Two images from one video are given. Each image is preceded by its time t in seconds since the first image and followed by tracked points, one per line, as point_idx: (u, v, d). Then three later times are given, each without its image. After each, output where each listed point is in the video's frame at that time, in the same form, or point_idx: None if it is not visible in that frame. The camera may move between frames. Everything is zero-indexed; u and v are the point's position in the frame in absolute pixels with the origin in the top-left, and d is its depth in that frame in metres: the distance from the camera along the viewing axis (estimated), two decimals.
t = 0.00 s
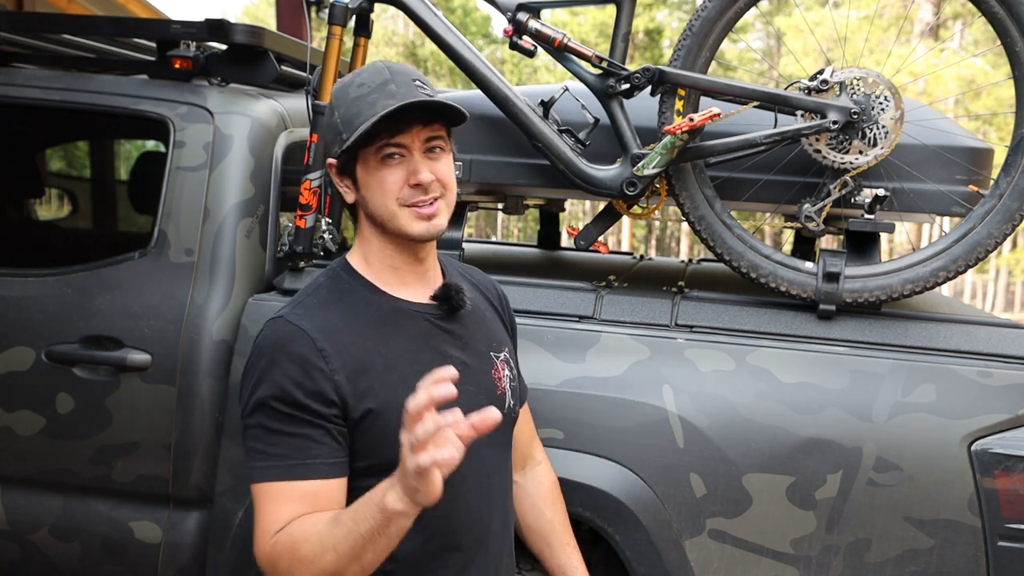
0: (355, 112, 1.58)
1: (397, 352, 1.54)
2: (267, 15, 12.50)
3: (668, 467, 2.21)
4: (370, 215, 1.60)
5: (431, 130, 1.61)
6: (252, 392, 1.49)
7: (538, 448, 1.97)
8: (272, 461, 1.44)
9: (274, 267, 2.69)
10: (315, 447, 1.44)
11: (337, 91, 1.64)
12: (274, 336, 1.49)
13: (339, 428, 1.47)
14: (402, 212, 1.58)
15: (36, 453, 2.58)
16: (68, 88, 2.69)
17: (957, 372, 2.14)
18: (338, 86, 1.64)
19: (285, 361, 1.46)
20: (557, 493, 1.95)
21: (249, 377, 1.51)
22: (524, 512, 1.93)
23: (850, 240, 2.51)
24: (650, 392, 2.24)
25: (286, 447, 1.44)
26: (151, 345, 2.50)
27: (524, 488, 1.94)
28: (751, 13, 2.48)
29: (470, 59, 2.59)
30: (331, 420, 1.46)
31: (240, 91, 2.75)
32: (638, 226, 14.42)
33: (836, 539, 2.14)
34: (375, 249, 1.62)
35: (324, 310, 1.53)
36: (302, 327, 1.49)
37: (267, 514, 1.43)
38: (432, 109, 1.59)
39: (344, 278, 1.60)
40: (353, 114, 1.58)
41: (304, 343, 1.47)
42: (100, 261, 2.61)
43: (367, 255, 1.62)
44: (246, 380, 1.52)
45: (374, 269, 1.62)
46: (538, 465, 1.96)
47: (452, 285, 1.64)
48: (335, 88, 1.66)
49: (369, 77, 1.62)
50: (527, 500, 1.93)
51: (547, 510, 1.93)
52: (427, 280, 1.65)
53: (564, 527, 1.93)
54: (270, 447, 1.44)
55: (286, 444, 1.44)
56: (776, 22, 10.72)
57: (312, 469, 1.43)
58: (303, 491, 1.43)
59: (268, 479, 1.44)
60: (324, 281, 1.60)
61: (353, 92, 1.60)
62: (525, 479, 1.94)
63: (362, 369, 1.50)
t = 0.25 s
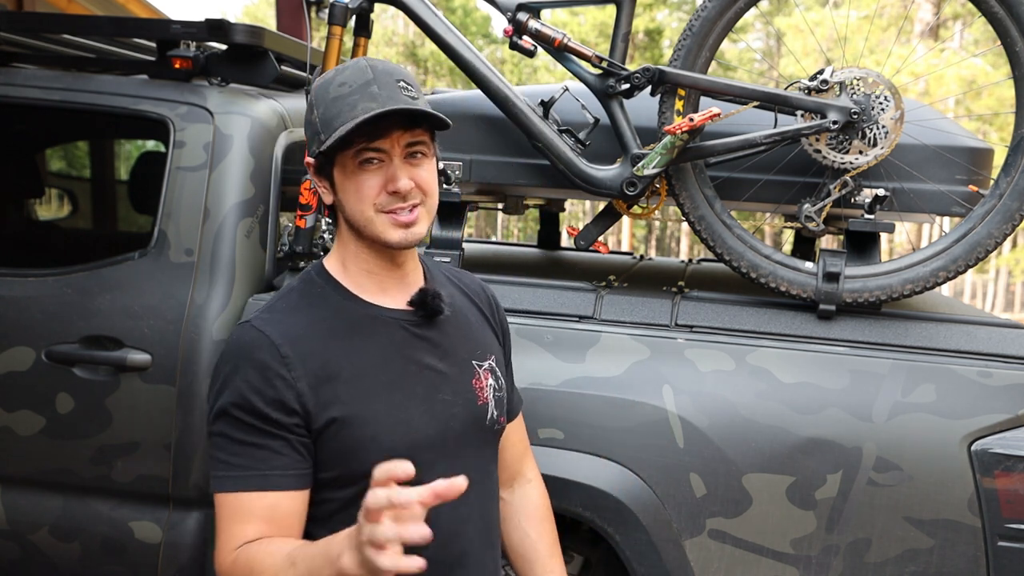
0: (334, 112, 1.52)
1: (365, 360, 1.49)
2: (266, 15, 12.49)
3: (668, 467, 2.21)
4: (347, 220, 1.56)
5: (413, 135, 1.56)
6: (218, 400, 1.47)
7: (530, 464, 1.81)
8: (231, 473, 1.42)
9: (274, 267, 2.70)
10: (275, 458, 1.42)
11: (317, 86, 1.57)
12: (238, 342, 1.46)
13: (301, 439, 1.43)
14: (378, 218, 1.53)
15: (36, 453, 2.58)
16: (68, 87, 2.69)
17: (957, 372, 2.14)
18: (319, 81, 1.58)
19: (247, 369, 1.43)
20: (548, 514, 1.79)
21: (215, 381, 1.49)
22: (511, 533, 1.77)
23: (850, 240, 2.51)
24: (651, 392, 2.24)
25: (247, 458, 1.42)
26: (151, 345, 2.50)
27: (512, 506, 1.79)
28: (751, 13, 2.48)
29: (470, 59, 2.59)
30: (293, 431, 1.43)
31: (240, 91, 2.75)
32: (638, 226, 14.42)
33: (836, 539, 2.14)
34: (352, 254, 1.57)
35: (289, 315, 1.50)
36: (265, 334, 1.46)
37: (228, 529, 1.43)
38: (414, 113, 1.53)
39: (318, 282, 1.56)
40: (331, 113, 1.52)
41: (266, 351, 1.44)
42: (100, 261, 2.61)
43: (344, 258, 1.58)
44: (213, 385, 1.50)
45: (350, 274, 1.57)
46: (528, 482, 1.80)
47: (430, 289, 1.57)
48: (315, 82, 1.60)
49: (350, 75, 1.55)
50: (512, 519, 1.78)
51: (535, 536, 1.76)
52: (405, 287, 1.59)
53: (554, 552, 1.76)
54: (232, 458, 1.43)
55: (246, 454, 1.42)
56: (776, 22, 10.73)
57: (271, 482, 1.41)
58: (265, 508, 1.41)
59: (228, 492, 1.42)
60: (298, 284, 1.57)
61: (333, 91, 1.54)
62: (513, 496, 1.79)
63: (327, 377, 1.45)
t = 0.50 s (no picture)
0: (345, 105, 1.51)
1: (337, 367, 1.48)
2: (267, 15, 12.48)
3: (668, 467, 2.21)
4: (346, 216, 1.55)
5: (423, 136, 1.56)
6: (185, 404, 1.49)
7: (528, 474, 1.79)
8: (195, 479, 1.44)
9: (274, 267, 2.69)
10: (236, 467, 1.43)
11: (319, 75, 1.55)
12: (207, 346, 1.46)
13: (264, 448, 1.44)
14: (383, 219, 1.52)
15: (36, 453, 2.58)
16: (68, 87, 2.69)
17: (957, 372, 2.14)
18: (320, 71, 1.56)
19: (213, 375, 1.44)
20: (545, 522, 1.76)
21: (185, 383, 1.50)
22: (506, 541, 1.75)
23: (851, 240, 2.51)
24: (650, 392, 2.24)
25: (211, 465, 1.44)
26: (151, 345, 2.51)
27: (509, 514, 1.76)
28: (751, 13, 2.48)
29: (470, 59, 2.59)
30: (255, 440, 1.43)
31: (240, 91, 2.75)
32: (638, 226, 14.42)
33: (836, 539, 2.14)
34: (345, 252, 1.56)
35: (260, 318, 1.49)
36: (234, 338, 1.45)
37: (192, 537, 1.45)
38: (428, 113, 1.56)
39: (295, 284, 1.55)
40: (342, 106, 1.51)
41: (234, 357, 1.44)
42: (100, 261, 2.61)
43: (331, 258, 1.57)
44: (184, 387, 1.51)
45: (336, 275, 1.56)
46: (525, 491, 1.78)
47: (409, 295, 1.55)
48: (313, 72, 1.58)
49: (361, 68, 1.55)
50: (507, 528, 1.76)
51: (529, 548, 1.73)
52: (393, 289, 1.59)
53: (548, 562, 1.72)
54: (196, 464, 1.44)
55: (209, 461, 1.44)
56: (776, 22, 10.73)
57: (233, 491, 1.43)
58: (225, 518, 1.43)
59: (192, 499, 1.44)
60: (275, 285, 1.57)
61: (343, 81, 1.53)
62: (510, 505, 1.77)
63: (294, 384, 1.45)
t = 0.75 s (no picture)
0: (392, 102, 1.51)
1: (331, 374, 1.47)
2: (267, 15, 12.49)
3: (668, 467, 2.21)
4: (365, 214, 1.54)
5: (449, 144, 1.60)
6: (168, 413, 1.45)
7: (514, 468, 1.79)
8: (184, 491, 1.41)
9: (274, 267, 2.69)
10: (229, 478, 1.41)
11: (354, 66, 1.52)
12: (195, 353, 1.43)
13: (258, 458, 1.42)
14: (410, 221, 1.53)
15: (36, 453, 2.58)
16: (68, 87, 2.69)
17: (957, 372, 2.14)
18: (355, 62, 1.53)
19: (204, 384, 1.40)
20: (536, 515, 1.76)
21: (168, 390, 1.46)
22: (499, 537, 1.74)
23: (850, 240, 2.51)
24: (650, 392, 2.24)
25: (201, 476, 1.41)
26: (151, 345, 2.51)
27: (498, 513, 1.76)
28: (751, 13, 2.48)
29: (470, 59, 2.59)
30: (249, 450, 1.41)
31: (240, 91, 2.75)
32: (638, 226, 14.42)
33: (836, 539, 2.14)
34: (352, 250, 1.55)
35: (249, 323, 1.47)
36: (224, 345, 1.42)
37: (178, 549, 1.42)
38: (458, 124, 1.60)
39: (283, 287, 1.53)
40: (390, 102, 1.51)
41: (226, 365, 1.41)
42: (100, 261, 2.61)
43: (329, 257, 1.56)
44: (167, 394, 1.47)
45: (333, 276, 1.55)
46: (513, 485, 1.78)
47: (401, 300, 1.55)
48: (343, 61, 1.54)
49: (401, 68, 1.55)
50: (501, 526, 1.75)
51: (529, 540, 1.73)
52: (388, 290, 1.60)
53: (545, 553, 1.73)
54: (186, 475, 1.42)
55: (199, 472, 1.41)
56: (776, 22, 10.73)
57: (225, 504, 1.40)
58: (214, 530, 1.41)
59: (180, 512, 1.41)
60: (261, 287, 1.54)
61: (388, 78, 1.52)
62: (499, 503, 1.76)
63: (287, 392, 1.44)
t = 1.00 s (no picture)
0: (410, 106, 1.52)
1: (347, 377, 1.47)
2: (266, 15, 12.49)
3: (668, 467, 2.21)
4: (377, 218, 1.54)
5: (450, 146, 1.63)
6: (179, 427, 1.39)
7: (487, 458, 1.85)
8: (205, 506, 1.37)
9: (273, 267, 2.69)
10: (253, 490, 1.37)
11: (370, 66, 1.51)
12: (211, 364, 1.38)
13: (281, 467, 1.39)
14: (421, 226, 1.56)
15: (36, 453, 2.58)
16: (68, 87, 2.69)
17: (956, 371, 2.14)
18: (370, 63, 1.51)
19: (224, 394, 1.36)
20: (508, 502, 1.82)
21: (178, 405, 1.40)
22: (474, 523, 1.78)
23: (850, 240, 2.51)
24: (650, 392, 2.24)
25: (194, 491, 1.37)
26: (151, 345, 2.51)
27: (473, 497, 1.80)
28: (751, 13, 2.48)
29: (470, 59, 2.59)
30: (273, 460, 1.38)
31: (240, 91, 2.75)
32: (638, 226, 14.42)
33: (836, 539, 2.14)
34: (360, 253, 1.56)
35: (262, 329, 1.44)
36: (241, 353, 1.39)
37: (200, 566, 1.38)
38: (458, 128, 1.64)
39: (286, 290, 1.51)
40: (409, 106, 1.52)
41: (245, 373, 1.38)
42: (99, 261, 2.61)
43: (334, 259, 1.56)
44: (175, 408, 1.41)
45: (339, 277, 1.55)
46: (488, 473, 1.83)
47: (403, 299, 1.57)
48: (356, 61, 1.52)
49: (413, 70, 1.56)
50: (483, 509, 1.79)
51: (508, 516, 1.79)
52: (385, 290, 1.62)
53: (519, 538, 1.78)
54: (204, 490, 1.37)
55: (221, 487, 1.37)
56: (776, 22, 10.73)
57: (251, 516, 1.37)
58: (240, 543, 1.37)
59: (202, 528, 1.36)
60: (263, 292, 1.51)
61: (404, 82, 1.52)
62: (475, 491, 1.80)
63: (308, 396, 1.42)
